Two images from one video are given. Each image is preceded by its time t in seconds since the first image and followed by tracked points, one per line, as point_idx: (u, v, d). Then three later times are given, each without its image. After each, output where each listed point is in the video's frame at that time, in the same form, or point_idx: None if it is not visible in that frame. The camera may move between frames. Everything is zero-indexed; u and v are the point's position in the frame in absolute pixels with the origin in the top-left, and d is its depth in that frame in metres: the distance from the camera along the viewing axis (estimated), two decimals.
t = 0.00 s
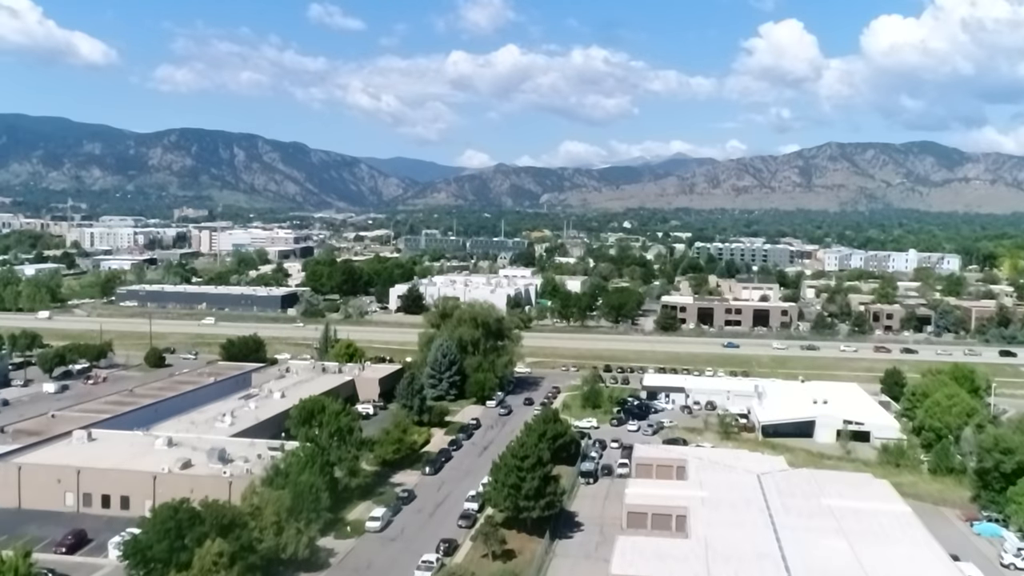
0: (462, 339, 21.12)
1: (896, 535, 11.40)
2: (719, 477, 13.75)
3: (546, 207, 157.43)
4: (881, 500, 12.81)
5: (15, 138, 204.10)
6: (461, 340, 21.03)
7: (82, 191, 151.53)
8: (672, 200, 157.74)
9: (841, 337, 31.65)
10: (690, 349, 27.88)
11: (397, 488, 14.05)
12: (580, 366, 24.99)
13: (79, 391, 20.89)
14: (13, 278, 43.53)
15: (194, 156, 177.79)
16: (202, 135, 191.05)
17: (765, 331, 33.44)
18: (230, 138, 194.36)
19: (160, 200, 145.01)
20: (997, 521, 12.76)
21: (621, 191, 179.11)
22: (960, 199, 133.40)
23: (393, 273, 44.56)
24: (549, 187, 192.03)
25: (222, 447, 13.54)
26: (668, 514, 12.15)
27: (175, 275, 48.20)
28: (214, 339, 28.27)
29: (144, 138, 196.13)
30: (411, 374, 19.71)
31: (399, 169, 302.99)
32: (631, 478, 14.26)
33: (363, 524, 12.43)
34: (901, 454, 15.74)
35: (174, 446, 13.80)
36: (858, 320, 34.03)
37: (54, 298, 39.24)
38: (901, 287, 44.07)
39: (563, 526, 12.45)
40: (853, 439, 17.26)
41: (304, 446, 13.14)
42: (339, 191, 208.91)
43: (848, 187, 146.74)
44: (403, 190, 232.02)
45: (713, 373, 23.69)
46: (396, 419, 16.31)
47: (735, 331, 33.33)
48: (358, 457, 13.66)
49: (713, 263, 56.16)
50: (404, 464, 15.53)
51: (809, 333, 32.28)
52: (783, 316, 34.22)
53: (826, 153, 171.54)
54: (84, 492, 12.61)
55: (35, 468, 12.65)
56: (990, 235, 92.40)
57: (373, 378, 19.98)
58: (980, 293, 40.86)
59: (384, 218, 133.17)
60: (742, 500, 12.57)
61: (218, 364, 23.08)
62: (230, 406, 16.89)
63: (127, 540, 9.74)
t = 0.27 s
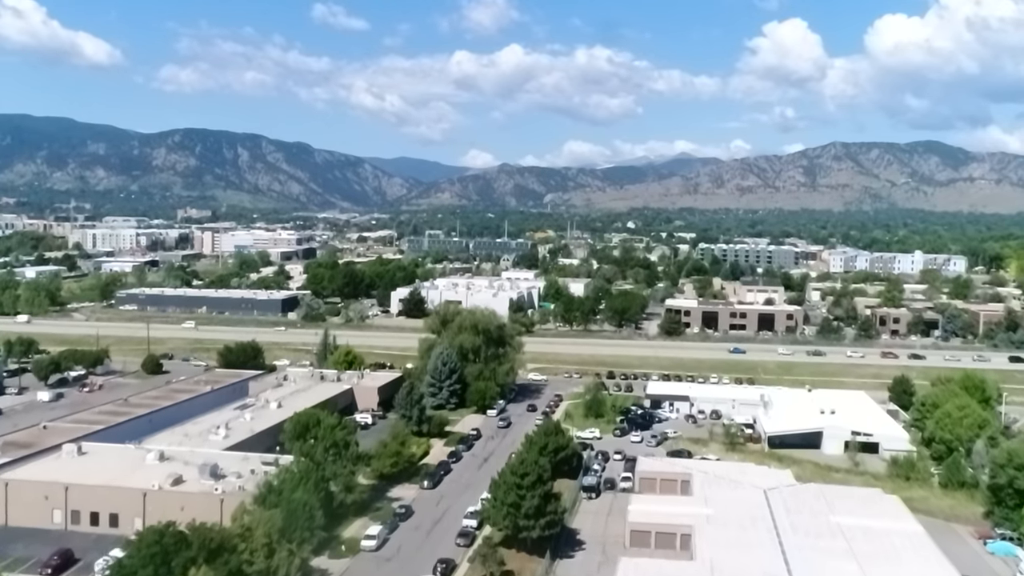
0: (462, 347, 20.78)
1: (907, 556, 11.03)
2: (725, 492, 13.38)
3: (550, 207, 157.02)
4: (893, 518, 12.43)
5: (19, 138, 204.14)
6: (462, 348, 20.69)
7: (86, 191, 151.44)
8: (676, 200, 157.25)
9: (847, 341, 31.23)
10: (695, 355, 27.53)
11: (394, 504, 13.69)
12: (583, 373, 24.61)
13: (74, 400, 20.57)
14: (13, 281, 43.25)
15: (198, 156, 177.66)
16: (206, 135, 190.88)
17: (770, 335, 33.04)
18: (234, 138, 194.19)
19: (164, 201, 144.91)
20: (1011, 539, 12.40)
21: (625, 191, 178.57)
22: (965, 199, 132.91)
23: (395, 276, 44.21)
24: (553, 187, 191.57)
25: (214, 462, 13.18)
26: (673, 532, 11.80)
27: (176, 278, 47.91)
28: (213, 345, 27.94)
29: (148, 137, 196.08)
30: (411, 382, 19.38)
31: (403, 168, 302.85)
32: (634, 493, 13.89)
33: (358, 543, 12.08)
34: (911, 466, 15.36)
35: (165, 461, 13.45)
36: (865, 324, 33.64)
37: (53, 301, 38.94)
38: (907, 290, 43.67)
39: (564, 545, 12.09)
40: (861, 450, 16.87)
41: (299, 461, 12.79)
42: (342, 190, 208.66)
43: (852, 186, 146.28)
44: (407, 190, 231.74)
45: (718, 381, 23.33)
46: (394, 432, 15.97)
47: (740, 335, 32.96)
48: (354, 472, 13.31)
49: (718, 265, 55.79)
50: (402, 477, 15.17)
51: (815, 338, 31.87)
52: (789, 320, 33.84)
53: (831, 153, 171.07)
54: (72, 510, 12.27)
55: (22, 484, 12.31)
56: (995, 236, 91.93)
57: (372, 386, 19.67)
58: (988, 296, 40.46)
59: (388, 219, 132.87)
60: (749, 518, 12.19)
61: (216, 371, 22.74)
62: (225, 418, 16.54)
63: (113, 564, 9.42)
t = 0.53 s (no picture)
0: (461, 356, 20.43)
1: None
2: (729, 510, 13.02)
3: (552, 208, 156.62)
4: (903, 537, 12.06)
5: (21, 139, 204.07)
6: (460, 357, 20.35)
7: (88, 192, 151.28)
8: (678, 201, 156.83)
9: (851, 347, 30.84)
10: (697, 362, 27.15)
11: (389, 522, 13.36)
12: (583, 381, 24.25)
13: (66, 410, 20.22)
14: (10, 286, 42.94)
15: (201, 157, 177.45)
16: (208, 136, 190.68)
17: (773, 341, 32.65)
18: (236, 139, 194.05)
19: (166, 202, 144.69)
20: None
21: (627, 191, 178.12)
22: (968, 199, 132.46)
23: (395, 280, 43.85)
24: (554, 188, 191.17)
25: (204, 479, 12.84)
26: (676, 553, 11.44)
27: (174, 281, 47.58)
28: (210, 352, 27.60)
29: (149, 138, 195.98)
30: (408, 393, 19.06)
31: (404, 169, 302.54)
32: (636, 509, 13.53)
33: (352, 564, 11.75)
34: (920, 481, 15.00)
35: (154, 478, 13.11)
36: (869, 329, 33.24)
37: (50, 306, 38.61)
38: (911, 293, 43.27)
39: (564, 567, 11.74)
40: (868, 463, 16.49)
41: (291, 479, 12.46)
42: (344, 191, 208.33)
43: (855, 187, 145.85)
44: (409, 190, 231.43)
45: (721, 390, 22.95)
46: (390, 445, 15.63)
47: (743, 341, 32.57)
48: (348, 490, 12.97)
49: (720, 268, 55.39)
50: (399, 493, 14.83)
51: (819, 344, 31.48)
52: (792, 326, 33.45)
53: (833, 154, 170.63)
54: (57, 530, 11.93)
55: (7, 503, 11.98)
56: (998, 237, 91.49)
57: (369, 397, 19.32)
58: (993, 300, 40.07)
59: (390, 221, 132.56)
60: (754, 538, 11.83)
61: (211, 380, 22.38)
62: (219, 431, 16.20)
63: None
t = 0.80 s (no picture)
0: (461, 364, 20.10)
1: None
2: (734, 528, 12.65)
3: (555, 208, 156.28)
4: (914, 558, 11.67)
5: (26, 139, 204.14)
6: (461, 366, 20.02)
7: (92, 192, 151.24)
8: (682, 201, 156.40)
9: (858, 353, 30.42)
10: (701, 368, 26.77)
11: (385, 540, 13.03)
12: (586, 389, 23.89)
13: (60, 419, 19.90)
14: (10, 289, 42.70)
15: (204, 157, 177.38)
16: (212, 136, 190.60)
17: (778, 346, 32.25)
18: (239, 139, 194.04)
19: (169, 202, 144.60)
20: None
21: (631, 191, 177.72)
22: (973, 199, 131.87)
23: (396, 283, 43.49)
24: (558, 187, 190.83)
25: (195, 497, 12.50)
26: None
27: (175, 284, 47.26)
28: (208, 358, 27.26)
29: (153, 138, 196.08)
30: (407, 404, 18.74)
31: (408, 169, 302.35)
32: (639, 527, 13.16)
33: None
34: (930, 496, 14.64)
35: (144, 495, 12.78)
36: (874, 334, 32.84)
37: (49, 310, 38.36)
38: (917, 297, 42.83)
39: None
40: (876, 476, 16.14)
41: (284, 497, 12.12)
42: (348, 191, 208.10)
43: (859, 186, 145.31)
44: (413, 190, 231.16)
45: (726, 398, 22.57)
46: (387, 459, 15.30)
47: (747, 346, 32.18)
48: (343, 507, 12.63)
49: (724, 270, 54.97)
50: (396, 508, 14.49)
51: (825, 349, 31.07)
52: (798, 330, 33.05)
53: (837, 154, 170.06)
54: (43, 550, 11.59)
55: None
56: (1004, 237, 90.94)
57: (367, 407, 18.98)
58: (1000, 303, 39.64)
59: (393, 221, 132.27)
60: (761, 559, 11.45)
61: (208, 388, 22.05)
62: (212, 443, 15.86)
63: None
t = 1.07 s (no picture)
0: (463, 373, 19.77)
1: None
2: (742, 547, 12.27)
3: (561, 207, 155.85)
4: None
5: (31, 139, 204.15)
6: (462, 375, 19.69)
7: (97, 192, 151.16)
8: (688, 200, 155.87)
9: (865, 358, 29.98)
10: (706, 374, 26.36)
11: (383, 559, 12.69)
12: (590, 397, 23.51)
13: (56, 429, 19.59)
14: (12, 292, 42.46)
15: (210, 157, 177.27)
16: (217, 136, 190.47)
17: (785, 350, 31.84)
18: (244, 138, 193.89)
19: (174, 201, 144.42)
20: None
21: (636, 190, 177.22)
22: (979, 198, 131.12)
23: (399, 285, 43.13)
24: (563, 187, 190.38)
25: (187, 515, 12.17)
26: None
27: (177, 286, 46.93)
28: (207, 364, 26.93)
29: (158, 137, 195.97)
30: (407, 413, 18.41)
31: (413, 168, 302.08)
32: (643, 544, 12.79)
33: None
34: (943, 512, 14.24)
35: (136, 512, 12.45)
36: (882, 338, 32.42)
37: (50, 313, 38.10)
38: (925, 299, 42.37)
39: None
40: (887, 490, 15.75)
41: (278, 515, 11.78)
42: (353, 189, 207.83)
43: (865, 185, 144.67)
44: (418, 189, 230.81)
45: (733, 406, 22.18)
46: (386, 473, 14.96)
47: (754, 350, 31.78)
48: (340, 525, 12.29)
49: (730, 272, 54.52)
50: (395, 524, 14.14)
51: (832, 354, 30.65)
52: (805, 335, 32.63)
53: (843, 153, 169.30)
54: (31, 570, 11.28)
55: None
56: (1011, 237, 90.32)
57: (367, 417, 18.64)
58: (1009, 306, 39.16)
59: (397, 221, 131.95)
60: None
61: (206, 397, 21.72)
62: (208, 456, 15.53)
63: None
